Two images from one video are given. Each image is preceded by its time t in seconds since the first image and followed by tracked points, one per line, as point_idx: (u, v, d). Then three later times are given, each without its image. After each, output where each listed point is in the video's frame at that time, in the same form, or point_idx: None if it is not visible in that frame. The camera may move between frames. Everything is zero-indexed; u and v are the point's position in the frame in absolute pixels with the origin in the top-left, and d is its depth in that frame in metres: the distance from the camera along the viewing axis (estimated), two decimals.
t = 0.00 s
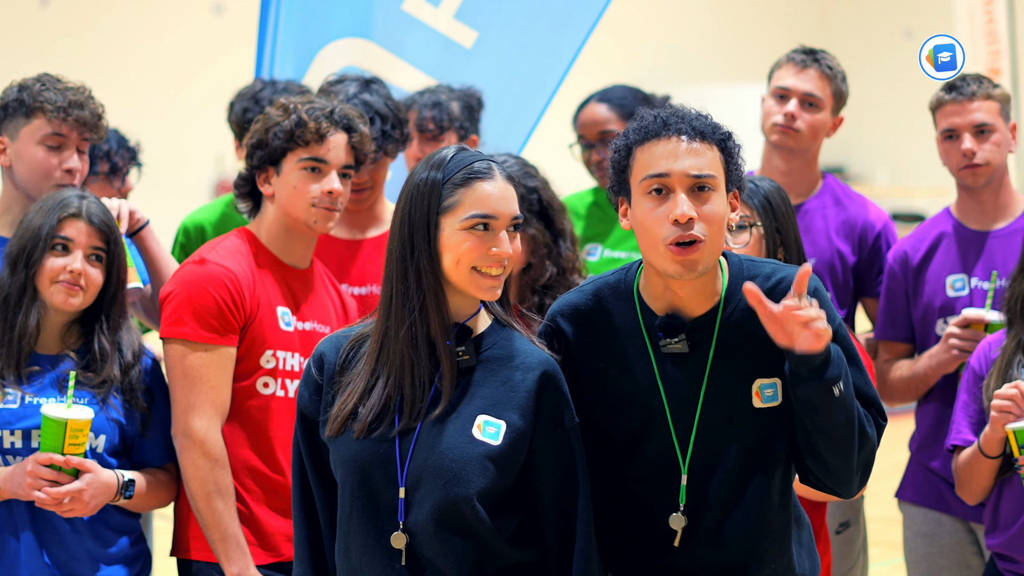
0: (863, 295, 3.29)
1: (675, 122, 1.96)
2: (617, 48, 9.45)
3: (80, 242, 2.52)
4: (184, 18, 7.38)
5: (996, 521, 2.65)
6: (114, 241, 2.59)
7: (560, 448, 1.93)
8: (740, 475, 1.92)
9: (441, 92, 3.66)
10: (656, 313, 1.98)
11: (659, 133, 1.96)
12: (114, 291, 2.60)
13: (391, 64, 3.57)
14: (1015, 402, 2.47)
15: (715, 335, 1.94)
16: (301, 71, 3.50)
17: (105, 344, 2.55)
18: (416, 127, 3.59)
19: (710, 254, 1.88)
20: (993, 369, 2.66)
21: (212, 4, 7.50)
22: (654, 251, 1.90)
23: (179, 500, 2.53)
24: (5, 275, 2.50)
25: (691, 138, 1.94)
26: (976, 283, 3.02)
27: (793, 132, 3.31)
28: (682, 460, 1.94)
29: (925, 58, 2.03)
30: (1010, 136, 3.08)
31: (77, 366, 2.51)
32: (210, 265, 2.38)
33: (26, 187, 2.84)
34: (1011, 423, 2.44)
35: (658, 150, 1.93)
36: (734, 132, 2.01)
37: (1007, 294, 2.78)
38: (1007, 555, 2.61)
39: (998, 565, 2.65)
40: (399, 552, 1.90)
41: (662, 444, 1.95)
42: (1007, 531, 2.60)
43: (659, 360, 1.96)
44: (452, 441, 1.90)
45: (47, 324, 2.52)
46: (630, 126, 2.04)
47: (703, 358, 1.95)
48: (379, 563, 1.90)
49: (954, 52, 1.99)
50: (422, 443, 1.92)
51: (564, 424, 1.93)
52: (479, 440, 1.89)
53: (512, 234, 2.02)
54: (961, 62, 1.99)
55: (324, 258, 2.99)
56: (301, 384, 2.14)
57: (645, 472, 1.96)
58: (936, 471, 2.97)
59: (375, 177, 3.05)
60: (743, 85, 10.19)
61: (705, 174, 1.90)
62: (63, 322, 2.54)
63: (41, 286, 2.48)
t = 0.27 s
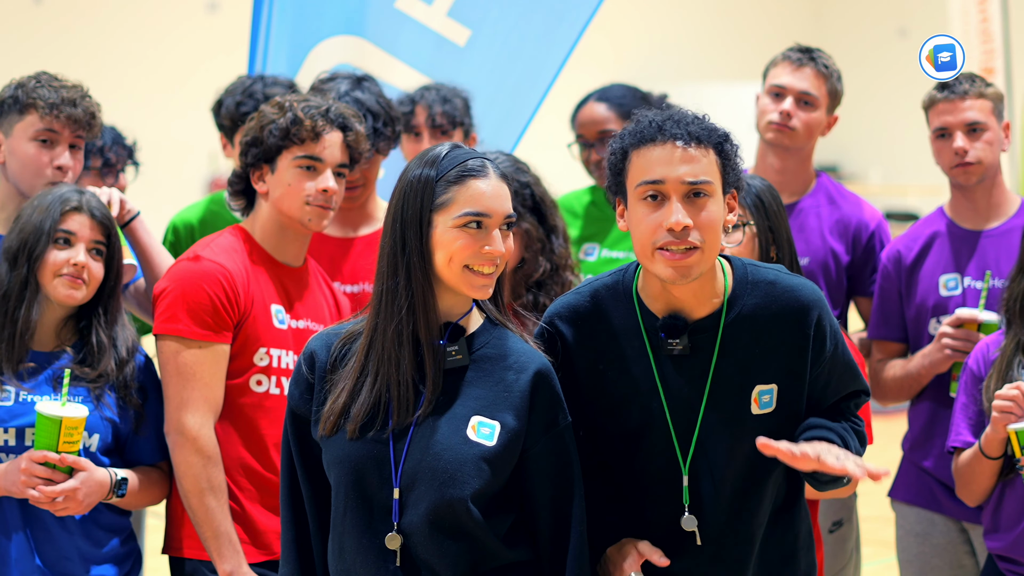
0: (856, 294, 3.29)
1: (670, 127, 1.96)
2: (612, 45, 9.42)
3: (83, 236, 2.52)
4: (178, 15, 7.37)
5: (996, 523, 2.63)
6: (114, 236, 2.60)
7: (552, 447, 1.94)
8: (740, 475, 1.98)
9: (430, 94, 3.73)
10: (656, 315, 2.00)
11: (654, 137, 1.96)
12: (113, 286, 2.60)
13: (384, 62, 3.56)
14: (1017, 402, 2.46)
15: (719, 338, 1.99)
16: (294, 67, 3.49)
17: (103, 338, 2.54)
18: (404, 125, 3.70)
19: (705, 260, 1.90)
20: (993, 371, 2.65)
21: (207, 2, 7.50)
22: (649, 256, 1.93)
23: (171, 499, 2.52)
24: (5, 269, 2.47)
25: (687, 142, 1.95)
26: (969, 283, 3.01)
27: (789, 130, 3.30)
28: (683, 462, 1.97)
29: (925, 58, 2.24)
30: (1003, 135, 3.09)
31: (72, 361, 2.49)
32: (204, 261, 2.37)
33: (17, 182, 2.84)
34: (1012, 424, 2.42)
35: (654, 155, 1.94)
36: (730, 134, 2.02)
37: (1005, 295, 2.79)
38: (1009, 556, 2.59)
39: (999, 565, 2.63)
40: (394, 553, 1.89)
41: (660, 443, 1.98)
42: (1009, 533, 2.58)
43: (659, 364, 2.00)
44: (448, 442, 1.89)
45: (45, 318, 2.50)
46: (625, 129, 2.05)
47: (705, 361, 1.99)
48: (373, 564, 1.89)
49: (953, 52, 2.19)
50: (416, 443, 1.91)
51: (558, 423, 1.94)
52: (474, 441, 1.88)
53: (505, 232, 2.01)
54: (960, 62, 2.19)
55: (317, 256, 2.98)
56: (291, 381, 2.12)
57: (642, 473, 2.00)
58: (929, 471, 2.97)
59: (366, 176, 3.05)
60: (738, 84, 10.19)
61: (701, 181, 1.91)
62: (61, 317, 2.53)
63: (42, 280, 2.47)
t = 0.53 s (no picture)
0: (851, 293, 3.28)
1: (684, 122, 1.96)
2: (607, 43, 9.39)
3: (84, 236, 2.50)
4: (172, 13, 7.35)
5: (983, 519, 2.67)
6: (113, 238, 2.58)
7: (546, 446, 1.93)
8: (754, 474, 1.97)
9: (435, 90, 3.59)
10: (667, 315, 2.00)
11: (667, 132, 1.96)
12: (110, 287, 2.59)
13: (376, 59, 3.55)
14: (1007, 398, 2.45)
15: (732, 336, 1.98)
16: (287, 65, 3.47)
17: (99, 339, 2.52)
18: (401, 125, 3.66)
19: (718, 257, 1.90)
20: (980, 366, 2.70)
21: None
22: (662, 252, 1.92)
23: (163, 498, 2.51)
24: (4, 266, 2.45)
25: (700, 138, 1.94)
26: (962, 282, 3.01)
27: (786, 128, 3.30)
28: (694, 459, 1.97)
29: (926, 58, 2.27)
30: (997, 134, 3.09)
31: (69, 360, 2.48)
32: (196, 259, 2.36)
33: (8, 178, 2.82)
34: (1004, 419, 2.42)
35: (667, 151, 1.94)
36: (743, 130, 2.01)
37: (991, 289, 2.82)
38: (997, 552, 2.62)
39: (987, 561, 2.67)
40: (387, 553, 1.88)
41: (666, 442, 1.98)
42: (997, 529, 2.62)
43: (670, 362, 1.99)
44: (443, 441, 1.88)
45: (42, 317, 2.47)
46: (637, 124, 2.03)
47: (717, 362, 1.98)
48: (366, 564, 1.88)
49: (953, 52, 2.22)
50: (410, 443, 1.90)
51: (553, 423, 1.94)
52: (468, 441, 1.88)
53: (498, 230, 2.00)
54: (959, 62, 2.22)
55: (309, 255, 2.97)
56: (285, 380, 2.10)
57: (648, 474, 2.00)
58: (922, 471, 2.96)
59: (359, 173, 3.03)
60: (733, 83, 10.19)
61: (714, 177, 1.91)
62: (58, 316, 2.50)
63: (41, 279, 2.45)
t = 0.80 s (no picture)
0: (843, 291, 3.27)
1: (680, 115, 1.93)
2: (599, 42, 9.48)
3: (71, 235, 2.48)
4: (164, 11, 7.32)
5: (954, 514, 2.69)
6: (100, 237, 2.56)
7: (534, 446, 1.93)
8: (749, 472, 1.94)
9: (430, 89, 3.56)
10: (665, 308, 1.98)
11: (663, 125, 1.93)
12: (98, 285, 2.57)
13: (368, 58, 3.54)
14: (981, 389, 2.49)
15: (732, 331, 1.95)
16: (277, 64, 3.46)
17: (89, 337, 2.51)
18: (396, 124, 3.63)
19: (715, 251, 1.89)
20: (954, 360, 2.73)
21: None
22: (659, 247, 1.90)
23: (154, 496, 2.49)
24: None
25: (697, 131, 1.91)
26: (955, 281, 3.00)
27: (783, 126, 3.29)
28: (693, 459, 1.95)
29: (926, 58, 2.53)
30: (990, 133, 3.09)
31: (59, 356, 2.46)
32: (188, 256, 2.34)
33: None
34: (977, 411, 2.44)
35: (664, 144, 1.91)
36: (740, 122, 1.99)
37: (965, 285, 2.84)
38: (968, 547, 2.65)
39: (959, 556, 2.70)
40: (375, 553, 1.87)
41: (661, 437, 1.95)
42: (969, 523, 2.64)
43: (669, 358, 1.96)
44: (430, 441, 1.87)
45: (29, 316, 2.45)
46: (634, 117, 2.00)
47: (717, 357, 1.95)
48: (354, 563, 1.87)
49: (952, 52, 2.48)
50: (397, 442, 1.89)
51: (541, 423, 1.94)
52: (456, 440, 1.87)
53: (481, 229, 1.98)
54: (959, 62, 2.48)
55: (297, 253, 2.96)
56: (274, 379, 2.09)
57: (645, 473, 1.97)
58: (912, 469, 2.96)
59: (349, 173, 3.02)
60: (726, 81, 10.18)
61: (712, 170, 1.89)
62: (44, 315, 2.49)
63: (29, 280, 2.43)
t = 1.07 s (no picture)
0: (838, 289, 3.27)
1: (701, 115, 1.86)
2: (596, 43, 9.56)
3: (57, 232, 2.47)
4: (158, 9, 7.31)
5: (940, 516, 2.73)
6: (85, 233, 2.56)
7: (524, 445, 1.92)
8: (754, 471, 1.86)
9: (425, 87, 3.61)
10: (677, 306, 1.91)
11: (683, 124, 1.87)
12: (85, 281, 2.57)
13: (361, 55, 3.54)
14: (962, 394, 2.49)
15: (739, 331, 1.89)
16: (271, 64, 3.45)
17: (78, 335, 2.50)
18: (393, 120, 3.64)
19: (731, 255, 1.81)
20: (937, 363, 2.74)
21: None
22: (673, 249, 1.84)
23: (146, 495, 2.48)
24: None
25: (717, 131, 1.84)
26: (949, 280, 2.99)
27: (781, 123, 3.27)
28: (692, 461, 1.87)
29: (926, 58, 2.47)
30: (985, 131, 3.08)
31: (49, 355, 2.46)
32: (175, 252, 2.34)
33: None
34: (964, 415, 2.47)
35: (682, 144, 1.85)
36: (762, 126, 1.93)
37: (948, 286, 2.86)
38: (952, 548, 2.70)
39: (943, 557, 2.74)
40: (363, 552, 1.86)
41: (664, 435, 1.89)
42: (954, 525, 2.69)
43: (678, 355, 1.90)
44: (419, 440, 1.86)
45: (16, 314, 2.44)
46: (654, 113, 1.94)
47: (725, 355, 1.89)
48: (342, 563, 1.86)
49: (953, 52, 2.41)
50: (386, 441, 1.89)
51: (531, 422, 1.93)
52: (445, 439, 1.86)
53: (474, 228, 1.97)
54: (958, 62, 2.42)
55: (291, 251, 2.96)
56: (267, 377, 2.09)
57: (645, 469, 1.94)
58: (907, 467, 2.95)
59: (343, 169, 3.02)
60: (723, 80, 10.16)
61: (729, 171, 1.82)
62: (32, 313, 2.48)
63: (17, 278, 2.42)
